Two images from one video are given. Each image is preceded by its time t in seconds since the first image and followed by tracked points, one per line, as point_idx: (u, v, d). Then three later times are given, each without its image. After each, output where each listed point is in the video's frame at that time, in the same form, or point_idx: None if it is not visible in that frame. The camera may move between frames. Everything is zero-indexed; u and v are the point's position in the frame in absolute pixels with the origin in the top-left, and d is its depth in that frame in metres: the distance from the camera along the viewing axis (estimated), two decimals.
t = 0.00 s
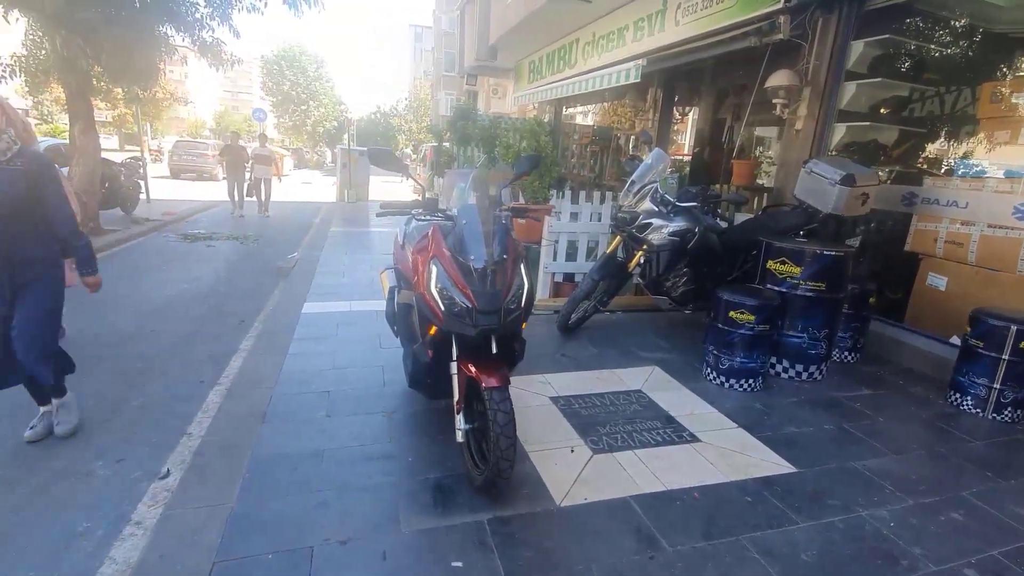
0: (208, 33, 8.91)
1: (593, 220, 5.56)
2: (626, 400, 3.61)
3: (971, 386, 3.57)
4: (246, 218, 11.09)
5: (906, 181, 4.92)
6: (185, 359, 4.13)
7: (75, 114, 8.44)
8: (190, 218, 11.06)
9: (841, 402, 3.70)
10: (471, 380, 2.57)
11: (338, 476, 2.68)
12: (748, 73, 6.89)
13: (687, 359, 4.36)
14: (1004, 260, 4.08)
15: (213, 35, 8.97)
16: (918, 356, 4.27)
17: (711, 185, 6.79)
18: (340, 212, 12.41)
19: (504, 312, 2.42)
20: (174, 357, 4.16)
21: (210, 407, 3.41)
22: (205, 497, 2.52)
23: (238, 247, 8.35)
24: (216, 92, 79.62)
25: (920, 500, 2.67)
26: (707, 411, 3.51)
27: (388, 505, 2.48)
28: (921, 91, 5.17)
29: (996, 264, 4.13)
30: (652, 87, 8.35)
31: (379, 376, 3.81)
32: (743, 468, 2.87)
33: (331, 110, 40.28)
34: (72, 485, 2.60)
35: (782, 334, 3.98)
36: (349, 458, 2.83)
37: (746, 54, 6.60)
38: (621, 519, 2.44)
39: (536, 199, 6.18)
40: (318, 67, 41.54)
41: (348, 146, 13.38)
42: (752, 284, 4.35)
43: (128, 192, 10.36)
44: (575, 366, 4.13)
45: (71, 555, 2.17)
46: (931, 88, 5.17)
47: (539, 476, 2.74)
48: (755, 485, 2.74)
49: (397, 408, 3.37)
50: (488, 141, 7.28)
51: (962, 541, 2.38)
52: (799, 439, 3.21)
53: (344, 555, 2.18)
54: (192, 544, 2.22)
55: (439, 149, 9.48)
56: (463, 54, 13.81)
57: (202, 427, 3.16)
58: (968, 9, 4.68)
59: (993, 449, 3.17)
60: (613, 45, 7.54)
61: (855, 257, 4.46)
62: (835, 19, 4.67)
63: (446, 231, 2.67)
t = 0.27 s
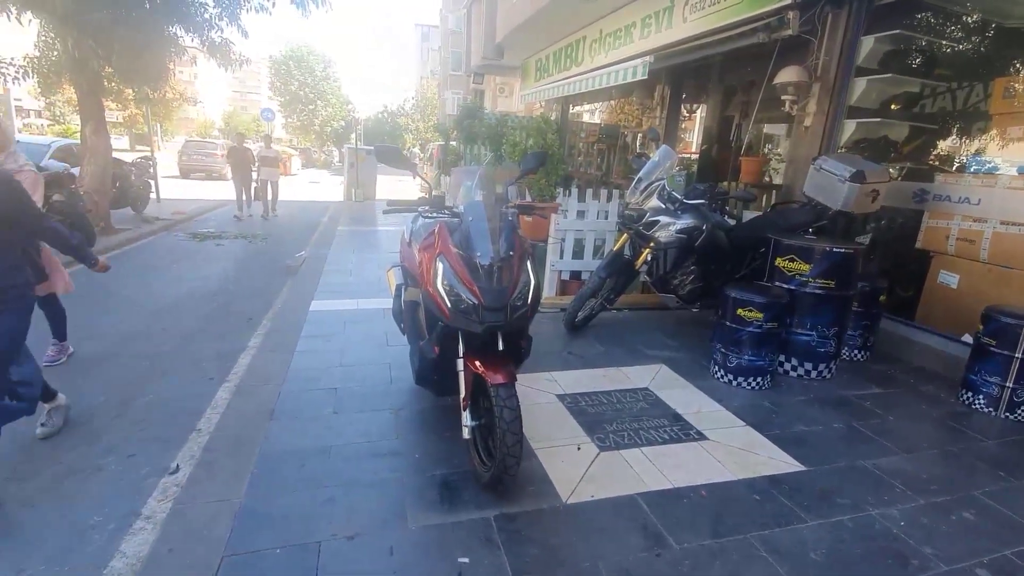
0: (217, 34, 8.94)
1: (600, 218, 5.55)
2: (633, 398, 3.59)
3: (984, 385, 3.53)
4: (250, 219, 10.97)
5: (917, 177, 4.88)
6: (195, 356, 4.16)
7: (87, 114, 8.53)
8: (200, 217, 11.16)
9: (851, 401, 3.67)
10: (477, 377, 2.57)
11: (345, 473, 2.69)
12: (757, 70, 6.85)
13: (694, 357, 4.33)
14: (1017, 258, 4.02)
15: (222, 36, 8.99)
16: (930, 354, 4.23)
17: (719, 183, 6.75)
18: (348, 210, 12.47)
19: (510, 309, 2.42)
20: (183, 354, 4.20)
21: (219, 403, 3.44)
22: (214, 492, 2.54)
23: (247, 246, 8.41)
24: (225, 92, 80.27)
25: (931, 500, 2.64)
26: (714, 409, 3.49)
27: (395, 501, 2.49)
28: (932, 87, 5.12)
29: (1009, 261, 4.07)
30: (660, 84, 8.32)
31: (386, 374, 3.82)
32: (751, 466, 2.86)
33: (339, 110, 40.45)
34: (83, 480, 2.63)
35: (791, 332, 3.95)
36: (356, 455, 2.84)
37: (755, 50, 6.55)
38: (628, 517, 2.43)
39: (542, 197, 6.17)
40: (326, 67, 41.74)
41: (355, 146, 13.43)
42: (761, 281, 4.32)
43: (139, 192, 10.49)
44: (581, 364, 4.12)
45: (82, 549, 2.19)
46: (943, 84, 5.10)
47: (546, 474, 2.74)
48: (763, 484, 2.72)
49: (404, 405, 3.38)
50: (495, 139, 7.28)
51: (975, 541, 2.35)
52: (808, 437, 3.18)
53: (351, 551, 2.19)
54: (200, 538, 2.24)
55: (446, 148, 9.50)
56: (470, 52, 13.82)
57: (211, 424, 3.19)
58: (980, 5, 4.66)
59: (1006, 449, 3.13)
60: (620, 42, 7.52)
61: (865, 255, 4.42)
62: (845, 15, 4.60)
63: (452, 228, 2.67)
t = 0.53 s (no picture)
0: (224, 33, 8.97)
1: (605, 215, 5.53)
2: (639, 396, 3.58)
3: (994, 383, 3.49)
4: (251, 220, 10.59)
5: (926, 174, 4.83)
6: (202, 354, 4.19)
7: (94, 114, 8.57)
8: (207, 216, 11.21)
9: (859, 399, 3.64)
10: (482, 374, 2.57)
11: (351, 470, 2.70)
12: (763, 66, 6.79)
13: (701, 355, 4.31)
14: None
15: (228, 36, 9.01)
16: (939, 353, 4.19)
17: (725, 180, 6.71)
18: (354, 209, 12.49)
19: (515, 306, 2.41)
20: (190, 351, 4.22)
21: (225, 401, 3.46)
22: (221, 489, 2.55)
23: (253, 244, 8.44)
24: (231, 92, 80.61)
25: (940, 499, 2.62)
26: (720, 407, 3.47)
27: (401, 498, 2.49)
28: (942, 83, 5.06)
29: (1018, 258, 4.03)
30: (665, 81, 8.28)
31: (392, 372, 3.83)
32: (757, 464, 2.84)
33: (345, 109, 40.53)
34: (91, 477, 2.65)
35: (798, 330, 3.92)
36: (362, 452, 2.84)
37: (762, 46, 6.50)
38: (633, 515, 2.43)
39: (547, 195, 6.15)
40: (331, 66, 41.81)
41: (361, 144, 13.44)
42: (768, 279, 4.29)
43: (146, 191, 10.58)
44: (587, 362, 4.11)
45: (91, 545, 2.21)
46: (953, 79, 5.04)
47: (551, 471, 2.73)
48: (770, 482, 2.70)
49: (409, 403, 3.39)
50: (500, 137, 7.26)
51: (985, 541, 2.33)
52: (815, 436, 3.16)
53: (357, 547, 2.19)
54: (207, 535, 2.25)
55: (452, 146, 9.49)
56: (475, 50, 13.79)
57: (218, 421, 3.20)
58: None
59: (1017, 448, 3.09)
60: (625, 39, 7.48)
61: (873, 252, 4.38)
62: (852, 10, 4.54)
63: (457, 225, 2.66)
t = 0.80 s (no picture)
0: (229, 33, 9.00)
1: (610, 214, 5.52)
2: (644, 395, 3.57)
3: (1003, 382, 3.45)
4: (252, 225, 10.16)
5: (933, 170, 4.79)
6: (208, 352, 4.21)
7: (101, 113, 8.60)
8: (213, 215, 11.26)
9: (866, 398, 3.61)
10: (487, 372, 2.57)
11: (356, 468, 2.70)
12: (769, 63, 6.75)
13: (706, 354, 4.29)
14: None
15: (233, 35, 9.05)
16: (947, 351, 4.15)
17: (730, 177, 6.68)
18: (359, 208, 12.50)
19: (520, 305, 2.41)
20: (197, 350, 4.24)
21: (231, 398, 3.48)
22: (227, 486, 2.56)
23: (259, 243, 8.47)
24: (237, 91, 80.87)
25: (949, 498, 2.59)
26: (726, 405, 3.45)
27: (405, 496, 2.50)
28: (950, 79, 5.06)
29: None
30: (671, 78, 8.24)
31: (396, 370, 3.83)
32: (763, 463, 2.82)
33: (349, 108, 40.56)
34: (98, 474, 2.67)
35: (805, 328, 3.89)
36: (367, 450, 2.85)
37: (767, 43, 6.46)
38: (638, 514, 2.42)
39: (552, 193, 6.14)
40: (336, 65, 41.86)
41: (366, 143, 13.44)
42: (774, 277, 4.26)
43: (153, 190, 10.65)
44: (592, 360, 4.10)
45: (98, 542, 2.23)
46: (961, 75, 5.01)
47: (556, 470, 2.73)
48: (776, 481, 2.68)
49: (414, 401, 3.39)
50: (505, 136, 7.24)
51: (994, 541, 2.30)
52: (822, 435, 3.14)
53: (361, 545, 2.19)
54: (213, 532, 2.26)
55: (456, 144, 9.48)
56: (480, 49, 13.76)
57: (224, 418, 3.22)
58: None
59: None
60: (630, 36, 7.45)
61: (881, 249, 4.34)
62: (860, 6, 4.52)
63: (461, 224, 2.66)
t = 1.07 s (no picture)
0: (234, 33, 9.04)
1: (615, 213, 5.51)
2: (648, 394, 3.56)
3: (1011, 382, 3.43)
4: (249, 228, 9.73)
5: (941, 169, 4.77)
6: (214, 351, 4.23)
7: (108, 115, 8.65)
8: (219, 215, 11.31)
9: (872, 398, 3.60)
10: (491, 372, 2.57)
11: (360, 467, 2.71)
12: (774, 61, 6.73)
13: (710, 353, 4.28)
14: None
15: (239, 36, 9.09)
16: (954, 351, 4.13)
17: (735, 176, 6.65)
18: (363, 207, 12.53)
19: (524, 305, 2.41)
20: (203, 349, 4.26)
21: (237, 398, 3.50)
22: (233, 485, 2.58)
23: (264, 243, 8.50)
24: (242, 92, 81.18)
25: (955, 499, 2.58)
26: (731, 405, 3.44)
27: (409, 495, 2.50)
28: (957, 76, 4.99)
29: None
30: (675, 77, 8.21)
31: (401, 369, 3.84)
32: (768, 463, 2.82)
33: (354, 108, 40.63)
34: (105, 473, 2.69)
35: (810, 328, 3.88)
36: (371, 449, 2.86)
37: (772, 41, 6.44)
38: (642, 513, 2.42)
39: (556, 192, 6.13)
40: (340, 65, 41.95)
41: (370, 143, 13.47)
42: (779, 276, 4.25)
43: (159, 190, 10.73)
44: (596, 360, 4.10)
45: (106, 540, 2.25)
46: (969, 73, 4.95)
47: (561, 469, 2.73)
48: (781, 481, 2.68)
49: (418, 400, 3.40)
50: (509, 135, 7.24)
51: (1001, 542, 2.29)
52: (827, 434, 3.13)
53: (366, 544, 2.21)
54: (219, 530, 2.28)
55: (460, 143, 9.48)
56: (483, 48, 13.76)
57: (230, 417, 3.24)
58: None
59: None
60: (634, 35, 7.44)
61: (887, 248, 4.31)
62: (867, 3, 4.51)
63: (465, 224, 2.67)
